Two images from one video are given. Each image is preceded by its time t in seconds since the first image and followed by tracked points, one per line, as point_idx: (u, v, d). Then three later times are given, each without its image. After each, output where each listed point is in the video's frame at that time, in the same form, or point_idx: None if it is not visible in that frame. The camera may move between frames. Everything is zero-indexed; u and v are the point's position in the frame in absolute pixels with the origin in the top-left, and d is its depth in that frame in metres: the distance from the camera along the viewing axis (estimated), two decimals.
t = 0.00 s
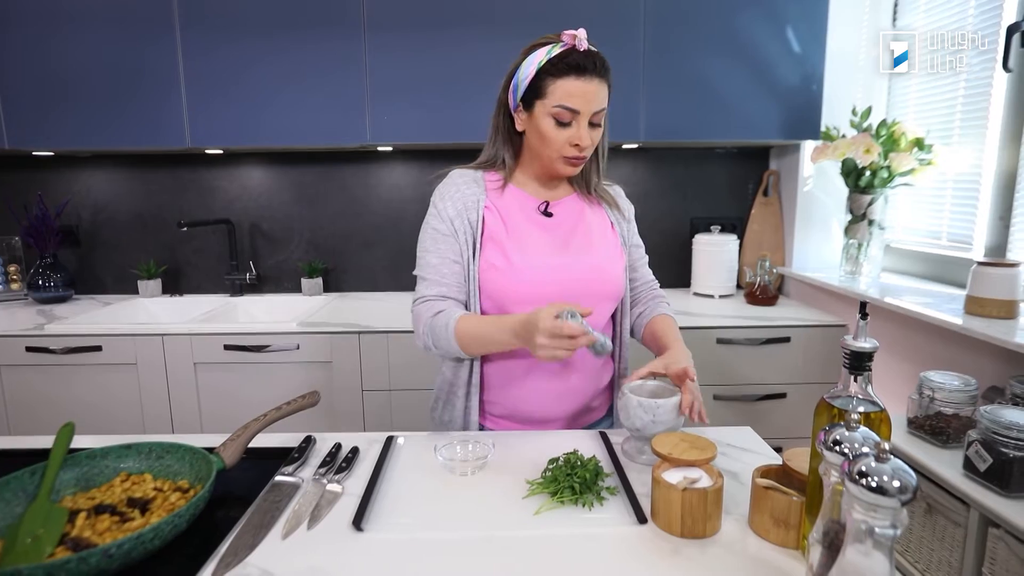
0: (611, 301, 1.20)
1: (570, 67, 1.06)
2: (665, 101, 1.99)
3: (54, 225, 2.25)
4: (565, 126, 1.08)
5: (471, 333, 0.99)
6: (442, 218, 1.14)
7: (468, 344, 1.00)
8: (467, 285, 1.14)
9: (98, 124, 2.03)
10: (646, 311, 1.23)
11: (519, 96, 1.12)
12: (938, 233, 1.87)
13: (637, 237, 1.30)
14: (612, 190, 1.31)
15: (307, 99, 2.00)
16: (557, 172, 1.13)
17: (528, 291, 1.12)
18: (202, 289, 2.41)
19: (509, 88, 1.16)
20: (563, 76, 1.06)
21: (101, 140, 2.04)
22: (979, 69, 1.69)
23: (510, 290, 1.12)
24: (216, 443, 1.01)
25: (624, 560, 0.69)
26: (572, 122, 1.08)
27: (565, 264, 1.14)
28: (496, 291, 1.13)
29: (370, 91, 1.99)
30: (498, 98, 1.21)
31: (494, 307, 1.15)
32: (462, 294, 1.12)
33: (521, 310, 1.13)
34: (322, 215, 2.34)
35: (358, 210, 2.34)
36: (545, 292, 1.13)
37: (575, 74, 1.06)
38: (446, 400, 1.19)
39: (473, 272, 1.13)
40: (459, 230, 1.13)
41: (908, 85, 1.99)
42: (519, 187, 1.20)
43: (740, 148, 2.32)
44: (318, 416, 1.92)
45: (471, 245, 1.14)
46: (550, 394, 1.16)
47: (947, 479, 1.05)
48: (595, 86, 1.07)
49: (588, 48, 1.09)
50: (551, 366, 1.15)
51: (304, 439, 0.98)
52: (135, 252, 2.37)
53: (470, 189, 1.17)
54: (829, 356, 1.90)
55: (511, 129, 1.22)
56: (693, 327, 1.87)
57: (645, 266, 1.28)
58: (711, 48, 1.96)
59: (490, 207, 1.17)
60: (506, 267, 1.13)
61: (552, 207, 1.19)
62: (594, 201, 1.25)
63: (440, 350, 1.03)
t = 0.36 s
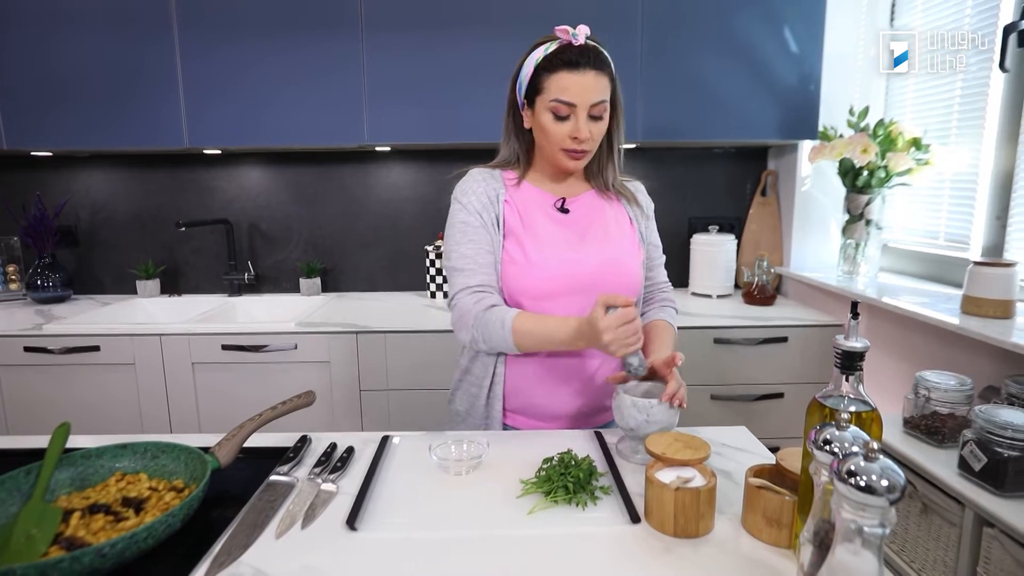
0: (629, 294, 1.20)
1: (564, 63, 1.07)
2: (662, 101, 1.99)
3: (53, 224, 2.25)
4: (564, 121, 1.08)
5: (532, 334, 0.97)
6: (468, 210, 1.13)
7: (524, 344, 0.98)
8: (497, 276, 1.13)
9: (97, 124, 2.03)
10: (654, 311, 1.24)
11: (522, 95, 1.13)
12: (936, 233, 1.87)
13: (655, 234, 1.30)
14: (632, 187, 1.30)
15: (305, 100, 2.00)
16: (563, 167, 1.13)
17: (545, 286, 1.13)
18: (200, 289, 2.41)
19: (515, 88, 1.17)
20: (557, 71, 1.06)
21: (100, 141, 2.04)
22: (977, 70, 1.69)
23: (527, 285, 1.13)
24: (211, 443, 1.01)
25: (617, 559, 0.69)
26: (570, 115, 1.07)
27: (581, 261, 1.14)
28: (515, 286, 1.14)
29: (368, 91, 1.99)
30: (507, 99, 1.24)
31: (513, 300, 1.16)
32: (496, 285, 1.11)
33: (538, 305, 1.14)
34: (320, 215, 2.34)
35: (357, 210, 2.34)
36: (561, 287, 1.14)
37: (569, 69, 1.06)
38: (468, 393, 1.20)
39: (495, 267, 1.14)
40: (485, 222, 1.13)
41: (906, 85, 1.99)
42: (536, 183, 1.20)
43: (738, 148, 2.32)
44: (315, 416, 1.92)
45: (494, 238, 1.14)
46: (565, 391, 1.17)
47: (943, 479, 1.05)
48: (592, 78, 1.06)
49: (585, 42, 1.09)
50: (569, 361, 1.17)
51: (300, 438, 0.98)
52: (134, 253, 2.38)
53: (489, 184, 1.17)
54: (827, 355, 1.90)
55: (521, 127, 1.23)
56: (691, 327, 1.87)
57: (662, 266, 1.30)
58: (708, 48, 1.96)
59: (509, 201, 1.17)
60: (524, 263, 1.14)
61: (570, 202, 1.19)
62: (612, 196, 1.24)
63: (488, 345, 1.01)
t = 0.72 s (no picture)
0: (645, 304, 1.21)
1: (600, 75, 1.04)
2: (660, 101, 1.98)
3: (52, 225, 2.25)
4: (594, 133, 1.07)
5: (545, 343, 0.95)
6: (491, 212, 1.12)
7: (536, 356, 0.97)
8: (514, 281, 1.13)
9: (95, 125, 2.03)
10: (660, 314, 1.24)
11: (552, 101, 1.11)
12: (935, 233, 1.86)
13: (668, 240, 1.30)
14: (648, 192, 1.30)
15: (304, 101, 2.00)
16: (587, 176, 1.13)
17: (566, 293, 1.13)
18: (199, 289, 2.41)
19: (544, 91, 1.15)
20: (592, 83, 1.04)
21: (98, 141, 2.04)
22: (976, 69, 1.68)
23: (547, 291, 1.13)
24: (205, 444, 1.01)
25: (609, 561, 0.68)
26: (601, 129, 1.06)
27: (602, 268, 1.14)
28: (535, 292, 1.13)
29: (366, 91, 1.99)
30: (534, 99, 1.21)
31: (531, 305, 1.15)
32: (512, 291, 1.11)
33: (558, 312, 1.14)
34: (319, 216, 2.34)
35: (355, 211, 2.34)
36: (581, 294, 1.14)
37: (605, 82, 1.04)
38: (479, 393, 1.21)
39: (516, 272, 1.13)
40: (507, 226, 1.13)
41: (906, 84, 1.99)
42: (557, 187, 1.20)
43: (737, 148, 2.31)
44: (312, 417, 1.92)
45: (515, 243, 1.14)
46: (572, 395, 1.16)
47: (939, 480, 1.04)
48: (628, 94, 1.05)
49: (622, 54, 1.07)
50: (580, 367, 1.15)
51: (294, 440, 0.98)
52: (132, 253, 2.38)
53: (514, 186, 1.17)
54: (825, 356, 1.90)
55: (546, 130, 1.21)
56: (688, 328, 1.87)
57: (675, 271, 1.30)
58: (705, 48, 1.96)
59: (531, 206, 1.17)
60: (545, 270, 1.13)
61: (590, 209, 1.19)
62: (630, 203, 1.25)
63: (499, 351, 1.01)
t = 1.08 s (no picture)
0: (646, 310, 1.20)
1: (613, 82, 1.02)
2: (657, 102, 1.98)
3: (47, 226, 2.25)
4: (604, 140, 1.06)
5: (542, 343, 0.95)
6: (498, 210, 1.12)
7: (535, 356, 0.96)
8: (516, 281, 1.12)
9: (90, 125, 2.02)
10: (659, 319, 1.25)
11: (563, 104, 1.10)
12: (933, 234, 1.86)
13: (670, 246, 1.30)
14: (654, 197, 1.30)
15: (300, 102, 1.99)
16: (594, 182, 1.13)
17: (568, 297, 1.12)
18: (195, 290, 2.40)
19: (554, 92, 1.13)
20: (605, 90, 1.03)
21: (93, 142, 2.03)
22: (975, 69, 1.67)
23: (547, 294, 1.12)
24: (196, 447, 1.00)
25: (600, 566, 0.68)
26: (611, 136, 1.05)
27: (602, 273, 1.14)
28: (537, 295, 1.13)
29: (362, 92, 1.98)
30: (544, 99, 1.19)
31: (532, 307, 1.14)
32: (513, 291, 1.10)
33: (559, 315, 1.13)
34: (316, 217, 2.34)
35: (352, 211, 2.33)
36: (580, 298, 1.13)
37: (618, 89, 1.03)
38: (473, 393, 1.21)
39: (517, 273, 1.13)
40: (513, 226, 1.12)
41: (904, 84, 1.98)
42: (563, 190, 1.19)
43: (735, 148, 2.31)
44: (308, 419, 1.91)
45: (519, 243, 1.13)
46: (570, 398, 1.16)
47: (935, 483, 1.04)
48: (640, 102, 1.03)
49: (637, 60, 1.05)
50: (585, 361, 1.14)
51: (285, 442, 0.98)
52: (128, 254, 2.37)
53: (521, 186, 1.16)
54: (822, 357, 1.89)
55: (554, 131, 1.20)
56: (685, 329, 1.86)
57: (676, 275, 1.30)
58: (702, 48, 1.95)
59: (536, 207, 1.16)
60: (548, 273, 1.12)
61: (594, 214, 1.19)
62: (635, 208, 1.24)
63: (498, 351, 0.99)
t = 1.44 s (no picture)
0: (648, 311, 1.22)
1: (633, 87, 1.01)
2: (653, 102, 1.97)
3: (42, 226, 2.24)
4: (618, 145, 1.05)
5: (579, 340, 0.92)
6: (512, 214, 1.08)
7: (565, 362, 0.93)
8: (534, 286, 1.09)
9: (84, 125, 2.02)
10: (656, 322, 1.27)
11: (576, 105, 1.07)
12: (929, 234, 1.85)
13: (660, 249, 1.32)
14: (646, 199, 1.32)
15: (294, 101, 1.98)
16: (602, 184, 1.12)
17: (584, 302, 1.11)
18: (190, 290, 2.40)
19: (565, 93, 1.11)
20: (624, 95, 1.02)
21: (88, 141, 2.03)
22: (972, 68, 1.66)
23: (565, 299, 1.10)
24: (184, 449, 0.99)
25: (588, 571, 0.67)
26: (626, 141, 1.05)
27: (614, 278, 1.13)
28: (555, 300, 1.11)
29: (357, 91, 1.97)
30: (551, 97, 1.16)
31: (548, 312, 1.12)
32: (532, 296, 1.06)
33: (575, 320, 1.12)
34: (311, 217, 2.33)
35: (347, 211, 2.32)
36: (593, 302, 1.12)
37: (638, 95, 1.02)
38: (467, 396, 1.20)
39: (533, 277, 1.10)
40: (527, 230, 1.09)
41: (902, 84, 1.97)
42: (570, 192, 1.18)
43: (732, 148, 2.30)
44: (302, 420, 1.90)
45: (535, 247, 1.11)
46: (574, 401, 1.15)
47: (930, 486, 1.03)
48: (656, 108, 1.04)
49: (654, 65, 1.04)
50: (602, 357, 1.14)
51: (274, 444, 0.97)
52: (123, 254, 2.36)
53: (531, 189, 1.13)
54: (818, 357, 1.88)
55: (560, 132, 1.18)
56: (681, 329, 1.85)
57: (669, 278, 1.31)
58: (699, 48, 1.94)
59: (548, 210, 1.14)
60: (564, 278, 1.11)
61: (600, 217, 1.18)
62: (634, 211, 1.25)
63: (530, 357, 0.96)
